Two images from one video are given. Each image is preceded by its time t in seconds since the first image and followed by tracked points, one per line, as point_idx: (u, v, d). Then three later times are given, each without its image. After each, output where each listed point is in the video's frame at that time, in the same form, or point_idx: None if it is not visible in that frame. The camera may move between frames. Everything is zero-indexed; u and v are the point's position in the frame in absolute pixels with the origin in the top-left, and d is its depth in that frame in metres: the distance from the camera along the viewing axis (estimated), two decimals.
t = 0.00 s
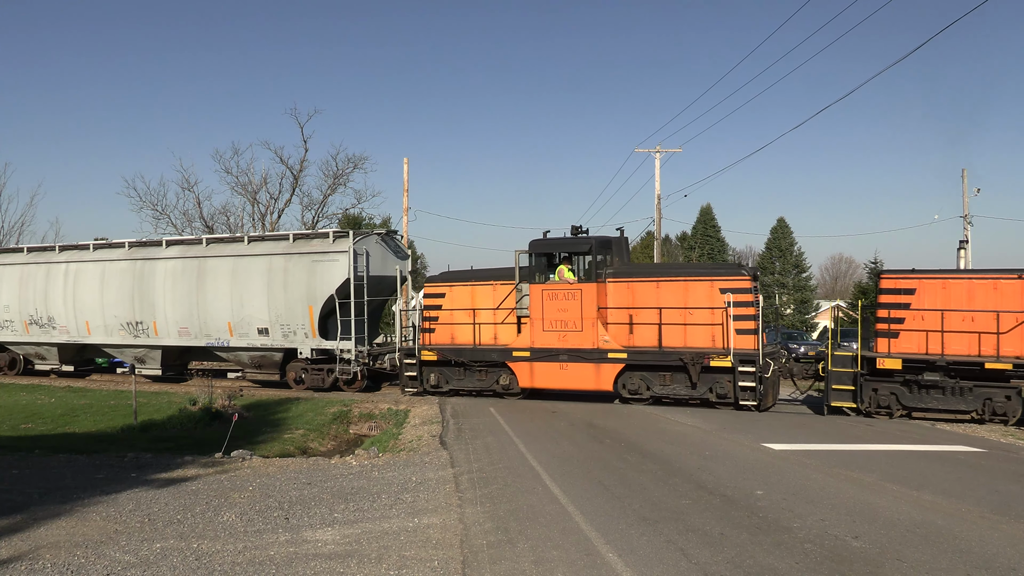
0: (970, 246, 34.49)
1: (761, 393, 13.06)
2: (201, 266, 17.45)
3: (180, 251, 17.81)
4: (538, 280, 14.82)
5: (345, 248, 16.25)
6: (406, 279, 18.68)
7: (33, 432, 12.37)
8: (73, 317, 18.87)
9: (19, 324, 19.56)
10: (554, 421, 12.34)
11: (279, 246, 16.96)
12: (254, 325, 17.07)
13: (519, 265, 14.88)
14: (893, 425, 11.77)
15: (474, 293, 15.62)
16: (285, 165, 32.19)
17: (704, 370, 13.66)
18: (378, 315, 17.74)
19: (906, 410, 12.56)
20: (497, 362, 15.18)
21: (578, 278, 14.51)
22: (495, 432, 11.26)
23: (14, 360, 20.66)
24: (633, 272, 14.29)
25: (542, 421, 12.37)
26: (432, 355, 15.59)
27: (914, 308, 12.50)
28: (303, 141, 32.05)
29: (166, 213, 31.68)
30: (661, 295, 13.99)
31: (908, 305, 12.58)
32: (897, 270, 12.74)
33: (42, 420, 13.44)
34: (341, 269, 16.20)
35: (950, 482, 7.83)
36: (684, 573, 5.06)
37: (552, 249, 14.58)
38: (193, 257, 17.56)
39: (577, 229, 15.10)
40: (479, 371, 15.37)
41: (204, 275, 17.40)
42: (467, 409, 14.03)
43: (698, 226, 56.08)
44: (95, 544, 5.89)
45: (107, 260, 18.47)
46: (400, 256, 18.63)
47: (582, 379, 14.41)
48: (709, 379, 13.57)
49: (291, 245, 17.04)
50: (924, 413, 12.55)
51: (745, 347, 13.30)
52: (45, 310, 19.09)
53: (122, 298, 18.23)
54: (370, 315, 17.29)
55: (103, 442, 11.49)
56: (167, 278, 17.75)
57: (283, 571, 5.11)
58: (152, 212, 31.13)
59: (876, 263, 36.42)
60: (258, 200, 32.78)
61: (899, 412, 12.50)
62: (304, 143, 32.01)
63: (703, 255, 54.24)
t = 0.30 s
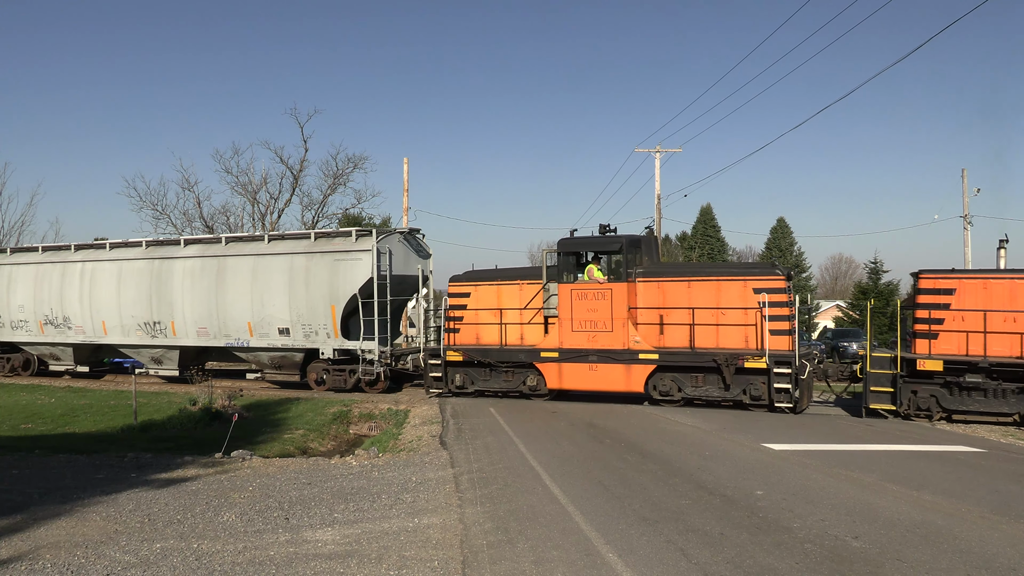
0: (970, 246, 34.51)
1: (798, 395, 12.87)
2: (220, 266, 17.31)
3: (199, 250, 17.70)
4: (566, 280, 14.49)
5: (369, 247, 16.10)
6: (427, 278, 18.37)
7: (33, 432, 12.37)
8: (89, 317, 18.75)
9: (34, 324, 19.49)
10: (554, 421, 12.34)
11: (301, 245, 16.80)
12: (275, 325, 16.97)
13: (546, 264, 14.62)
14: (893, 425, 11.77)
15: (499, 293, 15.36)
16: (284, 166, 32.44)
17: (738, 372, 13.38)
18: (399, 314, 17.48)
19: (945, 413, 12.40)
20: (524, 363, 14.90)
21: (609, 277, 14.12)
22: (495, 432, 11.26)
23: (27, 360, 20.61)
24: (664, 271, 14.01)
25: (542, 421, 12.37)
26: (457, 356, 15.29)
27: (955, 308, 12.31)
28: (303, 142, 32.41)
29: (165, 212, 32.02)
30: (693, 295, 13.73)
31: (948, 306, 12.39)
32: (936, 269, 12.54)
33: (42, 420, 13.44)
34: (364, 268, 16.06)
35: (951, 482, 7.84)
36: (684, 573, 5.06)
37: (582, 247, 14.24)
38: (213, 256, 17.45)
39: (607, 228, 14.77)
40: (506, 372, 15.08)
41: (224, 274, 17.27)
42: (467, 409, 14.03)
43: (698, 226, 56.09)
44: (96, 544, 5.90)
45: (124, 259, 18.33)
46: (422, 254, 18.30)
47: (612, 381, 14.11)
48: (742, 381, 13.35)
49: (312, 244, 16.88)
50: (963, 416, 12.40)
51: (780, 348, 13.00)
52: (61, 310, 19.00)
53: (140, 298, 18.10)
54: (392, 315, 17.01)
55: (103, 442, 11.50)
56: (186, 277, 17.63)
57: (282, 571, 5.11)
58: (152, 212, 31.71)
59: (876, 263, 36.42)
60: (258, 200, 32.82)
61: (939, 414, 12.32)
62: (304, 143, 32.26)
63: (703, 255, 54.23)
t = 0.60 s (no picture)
0: (971, 246, 34.48)
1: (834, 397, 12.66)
2: (240, 265, 17.12)
3: (218, 249, 17.51)
4: (596, 279, 14.24)
5: (392, 246, 15.87)
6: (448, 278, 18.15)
7: (33, 432, 12.37)
8: (106, 317, 18.56)
9: (49, 324, 19.34)
10: (554, 421, 12.34)
11: (323, 243, 16.59)
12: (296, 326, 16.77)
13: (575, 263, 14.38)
14: (893, 425, 11.76)
15: (527, 292, 15.22)
16: (285, 165, 32.39)
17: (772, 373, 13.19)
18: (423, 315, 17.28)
19: (986, 415, 12.23)
20: (552, 364, 14.74)
21: (640, 276, 13.90)
22: (496, 432, 11.25)
23: (43, 360, 20.45)
24: (696, 270, 13.74)
25: (543, 421, 12.36)
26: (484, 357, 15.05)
27: (997, 309, 12.06)
28: (305, 141, 31.46)
29: (166, 213, 31.19)
30: (726, 295, 13.51)
31: (990, 306, 12.13)
32: (978, 269, 12.30)
33: (42, 420, 13.44)
34: (387, 267, 15.85)
35: (950, 482, 7.83)
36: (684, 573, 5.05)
37: (613, 246, 13.89)
38: (232, 255, 17.25)
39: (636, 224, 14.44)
40: (534, 373, 14.89)
41: (244, 273, 17.07)
42: (467, 409, 14.02)
43: (698, 226, 56.11)
44: (96, 544, 5.89)
45: (141, 258, 18.14)
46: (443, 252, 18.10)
47: (643, 382, 13.94)
48: (777, 382, 13.12)
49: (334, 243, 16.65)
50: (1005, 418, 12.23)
51: (816, 349, 12.77)
52: (77, 310, 18.84)
53: (158, 298, 17.92)
54: (415, 315, 16.77)
55: (104, 442, 11.50)
56: (205, 276, 17.43)
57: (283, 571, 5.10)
58: (153, 212, 30.94)
59: (877, 263, 36.40)
60: (258, 200, 32.82)
61: (980, 417, 12.15)
62: (305, 143, 31.43)
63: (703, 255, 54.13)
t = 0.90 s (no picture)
0: (970, 246, 34.50)
1: (875, 399, 12.27)
2: (260, 265, 16.91)
3: (237, 249, 17.31)
4: (627, 279, 13.93)
5: (417, 245, 15.65)
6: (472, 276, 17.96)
7: (33, 432, 12.37)
8: (122, 317, 18.35)
9: (64, 324, 19.13)
10: (554, 421, 12.33)
11: (345, 243, 16.37)
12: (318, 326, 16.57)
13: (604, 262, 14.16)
14: (893, 425, 11.75)
15: (554, 292, 14.89)
16: (284, 166, 32.82)
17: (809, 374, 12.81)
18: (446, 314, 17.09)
19: None
20: (582, 364, 14.38)
21: (673, 276, 13.62)
22: (495, 432, 11.24)
23: (57, 361, 20.30)
24: (729, 269, 13.34)
25: (543, 421, 12.35)
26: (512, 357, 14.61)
27: None
28: (303, 141, 32.90)
29: (166, 213, 32.55)
30: (760, 295, 13.11)
31: None
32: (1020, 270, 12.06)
33: (42, 420, 13.44)
34: (412, 267, 15.64)
35: (951, 482, 7.83)
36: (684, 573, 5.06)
37: (642, 244, 13.76)
38: (252, 254, 17.04)
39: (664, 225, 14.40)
40: (561, 373, 14.62)
41: (264, 273, 16.86)
42: (468, 409, 14.01)
43: (699, 226, 56.14)
44: (96, 544, 5.89)
45: (159, 257, 17.93)
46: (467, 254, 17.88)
47: (675, 383, 13.54)
48: (815, 383, 12.71)
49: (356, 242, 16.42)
50: None
51: (854, 351, 12.41)
52: (93, 310, 18.61)
53: (176, 298, 17.71)
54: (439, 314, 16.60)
55: (103, 442, 11.50)
56: (224, 276, 17.22)
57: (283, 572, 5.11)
58: (152, 212, 32.29)
59: (877, 263, 36.40)
60: (258, 200, 32.94)
61: None
62: (303, 143, 32.90)
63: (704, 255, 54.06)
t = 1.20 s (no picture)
0: (971, 246, 34.44)
1: (916, 401, 12.06)
2: (281, 264, 16.81)
3: (257, 248, 17.21)
4: (660, 279, 13.78)
5: (442, 244, 15.52)
6: (494, 275, 17.76)
7: (32, 432, 12.37)
8: (140, 318, 18.26)
9: (81, 325, 19.03)
10: (554, 421, 12.34)
11: (368, 242, 16.26)
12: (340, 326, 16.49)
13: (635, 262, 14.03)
14: (892, 425, 11.74)
15: (584, 291, 14.80)
16: (284, 165, 32.73)
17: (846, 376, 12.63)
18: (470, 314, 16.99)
19: None
20: (612, 365, 14.18)
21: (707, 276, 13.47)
22: (495, 432, 11.25)
23: (72, 361, 20.14)
24: (764, 269, 13.17)
25: (543, 421, 12.36)
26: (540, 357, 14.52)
27: None
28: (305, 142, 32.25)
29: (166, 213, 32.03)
30: (796, 295, 12.98)
31: None
32: None
33: (42, 420, 13.44)
34: (436, 267, 15.52)
35: (951, 482, 7.83)
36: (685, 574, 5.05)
37: (676, 244, 13.55)
38: (273, 254, 16.94)
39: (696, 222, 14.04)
40: (591, 374, 14.44)
41: (285, 273, 16.77)
42: (468, 409, 14.02)
43: (699, 226, 56.06)
44: (96, 544, 5.89)
45: (177, 257, 17.83)
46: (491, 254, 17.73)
47: (708, 385, 13.36)
48: (853, 386, 12.53)
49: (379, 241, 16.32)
50: None
51: (894, 352, 12.23)
52: (110, 310, 18.54)
53: (195, 298, 17.64)
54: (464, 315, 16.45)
55: (103, 442, 11.49)
56: (244, 276, 17.13)
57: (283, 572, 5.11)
58: (152, 212, 31.82)
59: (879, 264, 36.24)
60: (258, 200, 32.91)
61: None
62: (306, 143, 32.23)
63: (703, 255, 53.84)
